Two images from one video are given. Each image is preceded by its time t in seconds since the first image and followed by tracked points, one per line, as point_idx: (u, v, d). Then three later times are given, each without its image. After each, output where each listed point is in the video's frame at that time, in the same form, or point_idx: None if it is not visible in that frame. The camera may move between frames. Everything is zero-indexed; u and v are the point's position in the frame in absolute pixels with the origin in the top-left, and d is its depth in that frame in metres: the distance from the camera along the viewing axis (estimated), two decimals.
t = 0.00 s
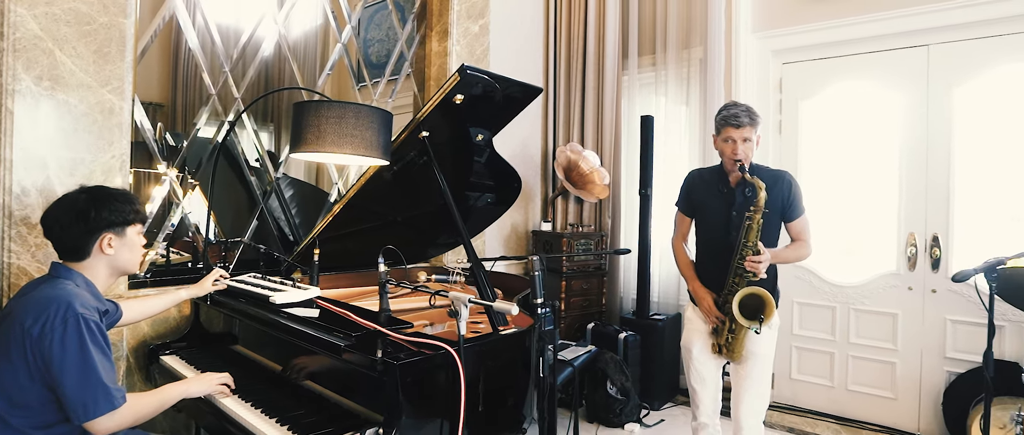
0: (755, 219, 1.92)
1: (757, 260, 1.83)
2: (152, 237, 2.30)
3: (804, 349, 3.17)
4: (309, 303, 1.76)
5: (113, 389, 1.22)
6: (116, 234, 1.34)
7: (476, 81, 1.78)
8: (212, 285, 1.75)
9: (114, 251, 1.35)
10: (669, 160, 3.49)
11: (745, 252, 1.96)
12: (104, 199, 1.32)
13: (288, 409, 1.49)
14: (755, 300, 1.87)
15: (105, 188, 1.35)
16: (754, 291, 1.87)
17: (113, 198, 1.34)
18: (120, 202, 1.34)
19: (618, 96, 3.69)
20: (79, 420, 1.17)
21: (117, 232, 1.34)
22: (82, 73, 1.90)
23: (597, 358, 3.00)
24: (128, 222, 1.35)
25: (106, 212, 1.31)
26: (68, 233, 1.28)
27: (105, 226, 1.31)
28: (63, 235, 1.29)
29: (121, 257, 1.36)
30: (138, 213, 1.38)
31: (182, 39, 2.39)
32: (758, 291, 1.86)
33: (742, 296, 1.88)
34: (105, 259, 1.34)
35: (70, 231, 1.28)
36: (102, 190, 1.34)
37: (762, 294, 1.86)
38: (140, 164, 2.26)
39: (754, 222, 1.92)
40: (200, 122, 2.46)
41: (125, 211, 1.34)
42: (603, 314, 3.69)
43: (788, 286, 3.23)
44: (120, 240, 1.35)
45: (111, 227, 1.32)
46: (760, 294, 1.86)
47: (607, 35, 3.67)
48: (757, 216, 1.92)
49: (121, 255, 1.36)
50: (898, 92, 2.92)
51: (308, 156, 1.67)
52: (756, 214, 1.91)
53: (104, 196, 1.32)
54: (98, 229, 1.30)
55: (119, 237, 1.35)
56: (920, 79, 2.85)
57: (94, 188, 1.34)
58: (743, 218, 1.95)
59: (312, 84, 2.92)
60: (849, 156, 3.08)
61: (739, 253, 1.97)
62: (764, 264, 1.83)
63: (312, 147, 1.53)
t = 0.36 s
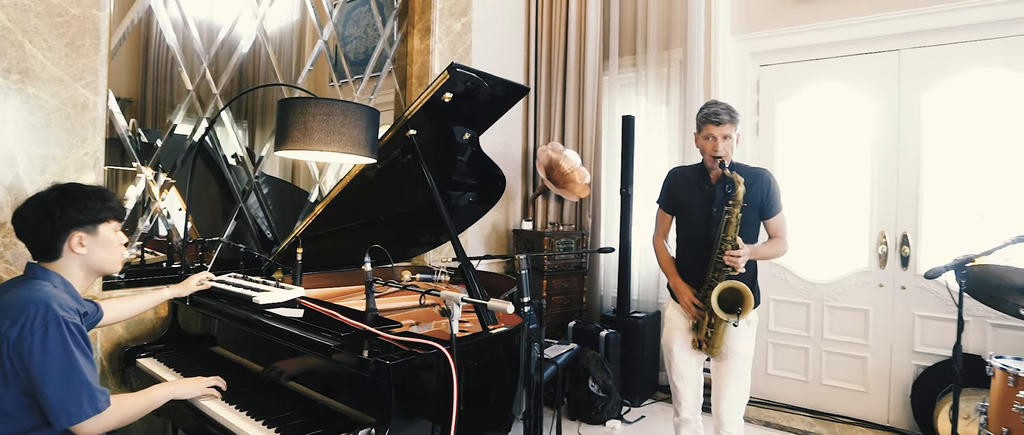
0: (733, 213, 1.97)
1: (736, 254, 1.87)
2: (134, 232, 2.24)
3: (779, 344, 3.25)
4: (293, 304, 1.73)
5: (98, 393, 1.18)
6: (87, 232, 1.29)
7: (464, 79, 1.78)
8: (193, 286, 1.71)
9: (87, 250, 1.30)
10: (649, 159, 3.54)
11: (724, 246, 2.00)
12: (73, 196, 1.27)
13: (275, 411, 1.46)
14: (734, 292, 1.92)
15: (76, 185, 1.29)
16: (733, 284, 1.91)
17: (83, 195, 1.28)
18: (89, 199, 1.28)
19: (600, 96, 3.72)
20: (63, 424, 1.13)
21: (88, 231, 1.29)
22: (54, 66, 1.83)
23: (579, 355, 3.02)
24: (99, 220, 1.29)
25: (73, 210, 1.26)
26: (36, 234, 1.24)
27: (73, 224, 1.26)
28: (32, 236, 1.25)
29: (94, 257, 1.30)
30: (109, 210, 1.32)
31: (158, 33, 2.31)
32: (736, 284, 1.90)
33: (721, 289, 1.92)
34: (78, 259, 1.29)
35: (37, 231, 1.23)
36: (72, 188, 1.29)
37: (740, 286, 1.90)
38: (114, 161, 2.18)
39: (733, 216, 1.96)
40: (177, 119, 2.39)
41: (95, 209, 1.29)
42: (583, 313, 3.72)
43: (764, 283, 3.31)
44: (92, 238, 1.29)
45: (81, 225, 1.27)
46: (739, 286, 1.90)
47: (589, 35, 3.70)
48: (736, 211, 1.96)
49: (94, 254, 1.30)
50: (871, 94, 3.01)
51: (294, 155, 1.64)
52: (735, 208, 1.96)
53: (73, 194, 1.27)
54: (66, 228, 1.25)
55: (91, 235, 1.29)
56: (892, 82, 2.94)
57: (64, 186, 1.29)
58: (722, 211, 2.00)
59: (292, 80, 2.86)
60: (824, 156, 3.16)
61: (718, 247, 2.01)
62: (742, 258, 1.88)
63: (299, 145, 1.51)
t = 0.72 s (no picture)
0: (710, 208, 2.03)
1: (713, 249, 1.93)
2: (107, 235, 2.18)
3: (752, 340, 3.34)
4: (275, 305, 1.71)
5: (74, 396, 1.16)
6: (44, 232, 1.24)
7: (449, 80, 1.78)
8: (171, 288, 1.68)
9: (47, 250, 1.25)
10: (627, 160, 3.59)
11: (701, 241, 2.07)
12: (26, 196, 1.23)
13: (260, 414, 1.44)
14: (710, 287, 1.97)
15: (34, 184, 1.25)
16: (710, 278, 1.97)
17: (39, 193, 1.24)
18: (43, 197, 1.24)
19: (578, 96, 3.75)
20: (39, 429, 1.11)
21: (45, 230, 1.24)
22: (22, 61, 1.77)
23: (559, 354, 3.05)
24: (58, 218, 1.25)
25: (26, 209, 1.21)
26: None
27: (29, 224, 1.22)
28: None
29: (57, 256, 1.26)
30: (65, 206, 1.26)
31: (132, 27, 2.24)
32: (713, 278, 1.96)
33: (698, 283, 1.98)
34: (41, 260, 1.25)
35: None
36: (29, 187, 1.25)
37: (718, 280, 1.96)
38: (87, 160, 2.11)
39: (710, 211, 2.02)
40: (152, 114, 2.32)
41: (51, 207, 1.24)
42: (562, 311, 3.76)
43: (738, 281, 3.39)
44: (52, 238, 1.25)
45: (37, 225, 1.23)
46: (717, 280, 1.97)
47: (567, 36, 3.73)
48: (712, 205, 2.03)
49: (58, 253, 1.27)
50: (839, 97, 3.12)
51: (277, 155, 1.63)
52: (711, 202, 2.02)
53: (28, 193, 1.23)
54: (21, 228, 1.21)
55: (49, 234, 1.25)
56: (860, 86, 3.06)
57: (21, 185, 1.25)
58: (699, 206, 2.05)
59: (269, 78, 2.82)
60: (795, 157, 3.25)
61: (695, 243, 2.07)
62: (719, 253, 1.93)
63: (283, 145, 1.49)
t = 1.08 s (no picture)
0: (690, 206, 2.06)
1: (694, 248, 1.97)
2: (83, 238, 2.14)
3: (731, 337, 3.41)
4: (260, 308, 1.70)
5: (51, 404, 1.14)
6: (24, 237, 1.22)
7: (435, 82, 1.79)
8: (152, 292, 1.65)
9: (26, 256, 1.23)
10: (607, 160, 3.63)
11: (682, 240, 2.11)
12: (11, 199, 1.21)
13: (247, 418, 1.42)
14: (690, 285, 1.99)
15: (19, 189, 1.24)
16: (689, 276, 1.99)
17: (24, 198, 1.22)
18: (27, 202, 1.22)
19: (559, 97, 3.78)
20: None
21: (26, 235, 1.22)
22: None
23: (543, 353, 3.08)
24: (40, 224, 1.23)
25: (8, 213, 1.19)
26: None
27: (9, 228, 1.19)
28: None
29: (38, 261, 1.24)
30: (49, 212, 1.24)
31: (109, 26, 2.19)
32: (691, 276, 1.98)
33: (677, 282, 1.99)
34: (19, 265, 1.23)
35: None
36: (12, 191, 1.23)
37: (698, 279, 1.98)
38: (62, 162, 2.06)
39: (690, 210, 2.06)
40: (127, 118, 2.26)
41: (35, 212, 1.22)
42: (545, 311, 3.78)
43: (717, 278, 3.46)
44: (32, 243, 1.23)
45: (18, 229, 1.20)
46: (696, 278, 1.98)
47: (548, 37, 3.76)
48: (693, 203, 2.07)
49: (40, 260, 1.24)
50: (813, 99, 3.20)
51: (261, 156, 1.61)
52: (692, 200, 2.07)
53: (11, 197, 1.21)
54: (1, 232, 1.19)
55: (30, 240, 1.22)
56: (833, 88, 3.15)
57: (6, 189, 1.23)
58: (680, 204, 2.09)
59: (248, 78, 2.78)
60: (771, 157, 3.33)
61: (676, 242, 2.11)
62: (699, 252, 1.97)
63: (268, 146, 1.48)
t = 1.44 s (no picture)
0: (677, 201, 2.09)
1: (681, 244, 1.98)
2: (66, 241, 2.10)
3: (718, 335, 3.45)
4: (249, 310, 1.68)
5: (46, 404, 1.12)
6: (16, 243, 1.20)
7: (426, 82, 1.79)
8: (137, 295, 1.62)
9: (13, 263, 1.20)
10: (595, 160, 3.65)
11: (669, 235, 2.10)
12: (16, 204, 1.21)
13: (238, 421, 1.41)
14: (676, 281, 2.00)
15: (25, 194, 1.24)
16: (674, 271, 2.01)
17: (29, 204, 1.22)
18: (31, 208, 1.22)
19: (546, 97, 3.80)
20: None
21: (18, 241, 1.20)
22: None
23: (532, 353, 3.09)
24: (35, 233, 1.22)
25: (10, 218, 1.18)
26: None
27: (4, 231, 1.18)
28: None
29: (21, 269, 1.21)
30: (48, 222, 1.24)
31: (91, 25, 2.16)
32: (677, 272, 1.99)
33: (663, 277, 2.01)
34: (3, 271, 1.20)
35: None
36: (17, 194, 1.23)
37: (683, 273, 2.00)
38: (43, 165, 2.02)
39: (677, 204, 2.08)
40: (111, 121, 2.23)
41: (34, 220, 1.22)
42: (534, 311, 3.79)
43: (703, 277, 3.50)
44: (21, 251, 1.21)
45: (12, 234, 1.19)
46: (682, 273, 2.00)
47: (535, 38, 3.77)
48: (679, 198, 2.09)
49: (22, 269, 1.21)
50: (796, 99, 3.26)
51: (250, 157, 1.60)
52: (679, 196, 2.09)
53: (15, 201, 1.21)
54: None
55: (20, 246, 1.20)
56: (815, 88, 3.21)
57: (13, 191, 1.23)
58: (667, 200, 2.11)
59: (234, 79, 2.75)
60: (756, 156, 3.37)
61: (663, 237, 2.11)
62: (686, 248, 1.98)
63: (257, 147, 1.47)
